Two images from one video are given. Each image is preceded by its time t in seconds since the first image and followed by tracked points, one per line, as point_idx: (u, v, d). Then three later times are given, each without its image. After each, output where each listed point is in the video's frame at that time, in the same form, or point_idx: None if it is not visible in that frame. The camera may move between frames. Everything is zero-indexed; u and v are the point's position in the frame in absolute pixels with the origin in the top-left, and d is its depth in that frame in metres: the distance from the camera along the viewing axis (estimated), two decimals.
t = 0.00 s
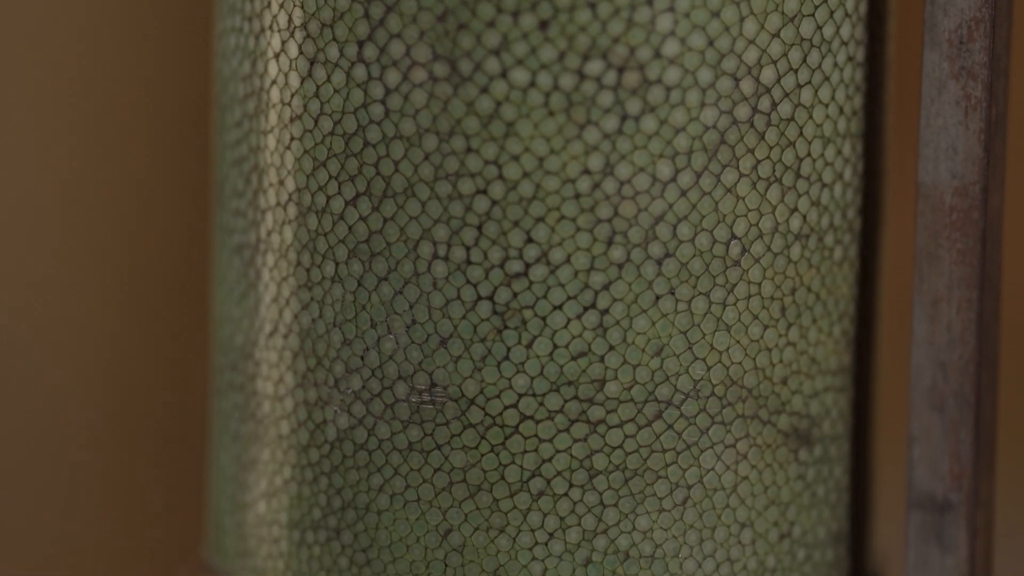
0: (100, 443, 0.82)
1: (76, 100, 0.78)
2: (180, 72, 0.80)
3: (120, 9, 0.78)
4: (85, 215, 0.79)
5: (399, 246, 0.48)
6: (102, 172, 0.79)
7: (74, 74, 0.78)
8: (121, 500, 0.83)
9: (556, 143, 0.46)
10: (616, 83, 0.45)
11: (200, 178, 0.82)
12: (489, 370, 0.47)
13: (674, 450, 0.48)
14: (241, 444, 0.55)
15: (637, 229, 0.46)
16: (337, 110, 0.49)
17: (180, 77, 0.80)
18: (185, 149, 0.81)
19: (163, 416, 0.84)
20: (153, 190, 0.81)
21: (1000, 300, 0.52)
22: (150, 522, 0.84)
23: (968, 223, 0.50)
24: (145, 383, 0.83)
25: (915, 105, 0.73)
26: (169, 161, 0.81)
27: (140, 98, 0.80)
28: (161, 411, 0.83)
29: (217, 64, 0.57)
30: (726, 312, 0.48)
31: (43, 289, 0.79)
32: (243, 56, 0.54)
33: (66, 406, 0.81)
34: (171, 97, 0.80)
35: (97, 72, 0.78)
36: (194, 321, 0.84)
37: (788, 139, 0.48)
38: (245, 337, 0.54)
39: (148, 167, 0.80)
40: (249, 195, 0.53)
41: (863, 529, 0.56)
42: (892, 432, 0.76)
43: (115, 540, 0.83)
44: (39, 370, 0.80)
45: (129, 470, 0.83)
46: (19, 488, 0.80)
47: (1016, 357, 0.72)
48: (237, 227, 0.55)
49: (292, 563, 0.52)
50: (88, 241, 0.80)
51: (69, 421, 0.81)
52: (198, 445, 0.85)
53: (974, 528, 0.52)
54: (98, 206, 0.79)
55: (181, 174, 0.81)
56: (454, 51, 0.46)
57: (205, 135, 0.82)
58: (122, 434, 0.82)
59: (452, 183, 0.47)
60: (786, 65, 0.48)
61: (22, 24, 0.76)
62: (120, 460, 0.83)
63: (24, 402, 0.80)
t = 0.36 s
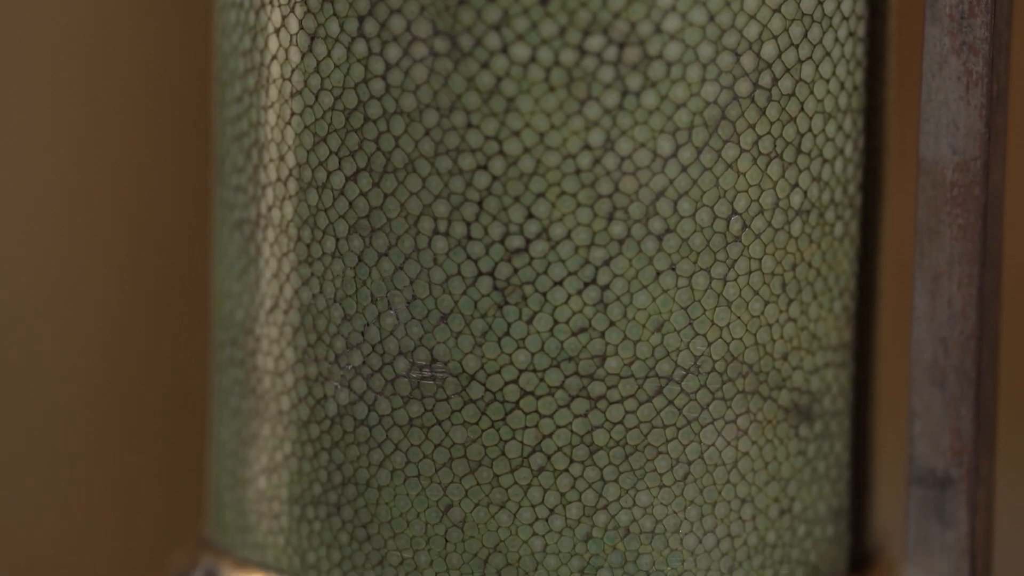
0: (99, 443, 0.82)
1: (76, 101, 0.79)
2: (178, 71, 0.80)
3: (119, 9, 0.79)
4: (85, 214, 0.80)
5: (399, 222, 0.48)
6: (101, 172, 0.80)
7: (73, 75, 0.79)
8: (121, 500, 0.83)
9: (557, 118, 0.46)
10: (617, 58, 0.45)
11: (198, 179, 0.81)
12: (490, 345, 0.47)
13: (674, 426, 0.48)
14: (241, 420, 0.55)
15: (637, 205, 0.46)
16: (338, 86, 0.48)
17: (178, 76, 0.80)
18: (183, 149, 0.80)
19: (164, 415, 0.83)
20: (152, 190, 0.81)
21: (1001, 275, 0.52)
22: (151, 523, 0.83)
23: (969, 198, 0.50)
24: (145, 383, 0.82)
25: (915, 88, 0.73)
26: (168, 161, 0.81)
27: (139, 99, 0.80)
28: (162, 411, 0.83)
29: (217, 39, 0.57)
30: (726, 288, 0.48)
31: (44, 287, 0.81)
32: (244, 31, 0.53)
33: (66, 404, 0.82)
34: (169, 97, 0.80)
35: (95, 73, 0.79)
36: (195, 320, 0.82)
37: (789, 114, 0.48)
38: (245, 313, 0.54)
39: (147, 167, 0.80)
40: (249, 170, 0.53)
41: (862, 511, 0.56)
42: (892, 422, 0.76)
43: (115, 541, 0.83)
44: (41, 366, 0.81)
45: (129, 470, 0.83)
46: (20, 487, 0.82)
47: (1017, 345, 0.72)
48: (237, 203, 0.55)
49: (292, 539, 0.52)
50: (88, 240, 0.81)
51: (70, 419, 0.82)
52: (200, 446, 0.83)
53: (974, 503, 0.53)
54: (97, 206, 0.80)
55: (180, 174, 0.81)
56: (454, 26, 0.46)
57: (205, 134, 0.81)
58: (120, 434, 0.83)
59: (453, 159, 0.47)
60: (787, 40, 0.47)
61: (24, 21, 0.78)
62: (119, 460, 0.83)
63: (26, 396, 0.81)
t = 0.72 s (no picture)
0: (99, 446, 0.82)
1: (75, 101, 0.80)
2: (177, 72, 0.80)
3: (117, 10, 0.79)
4: (85, 215, 0.80)
5: (399, 201, 0.48)
6: (100, 172, 0.80)
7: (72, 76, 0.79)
8: (122, 501, 0.83)
9: (558, 98, 0.46)
10: (618, 38, 0.45)
11: (196, 181, 0.81)
12: (490, 324, 0.48)
13: (675, 405, 0.48)
14: (241, 400, 0.54)
15: (637, 184, 0.46)
16: (338, 65, 0.48)
17: (177, 77, 0.80)
18: (182, 151, 0.80)
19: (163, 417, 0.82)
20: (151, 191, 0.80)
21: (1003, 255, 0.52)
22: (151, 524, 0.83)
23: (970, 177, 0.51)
24: (144, 386, 0.82)
25: (914, 78, 0.72)
26: (167, 163, 0.80)
27: (138, 99, 0.80)
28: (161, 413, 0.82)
29: (218, 18, 0.57)
30: (726, 268, 0.48)
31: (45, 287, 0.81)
32: (244, 10, 0.53)
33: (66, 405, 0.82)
34: (168, 97, 0.80)
35: (95, 73, 0.79)
36: (194, 320, 0.82)
37: (790, 93, 0.48)
38: (245, 292, 0.54)
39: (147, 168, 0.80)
40: (250, 149, 0.53)
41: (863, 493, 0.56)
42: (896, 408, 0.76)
43: (116, 542, 0.83)
44: (41, 365, 0.82)
45: (128, 472, 0.83)
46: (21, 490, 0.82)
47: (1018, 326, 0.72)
48: (237, 182, 0.55)
49: (292, 519, 0.52)
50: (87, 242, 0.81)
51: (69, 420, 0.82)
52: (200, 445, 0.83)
53: (976, 483, 0.53)
54: (96, 207, 0.80)
55: (178, 176, 0.81)
56: (455, 6, 0.46)
57: (205, 136, 0.80)
58: (119, 437, 0.82)
59: (454, 138, 0.47)
60: (788, 19, 0.47)
61: (25, 18, 0.78)
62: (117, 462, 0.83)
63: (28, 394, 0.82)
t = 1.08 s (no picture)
0: (99, 445, 0.82)
1: (73, 97, 0.80)
2: (173, 70, 0.80)
3: (112, 8, 0.79)
4: (83, 214, 0.81)
5: (399, 178, 0.48)
6: (98, 167, 0.80)
7: (70, 76, 0.80)
8: (123, 491, 0.82)
9: (558, 74, 0.46)
10: (619, 14, 0.45)
11: (194, 178, 0.81)
12: (491, 301, 0.47)
13: (676, 382, 0.48)
14: (241, 376, 0.55)
15: (638, 160, 0.46)
16: (339, 42, 0.48)
17: (173, 75, 0.80)
18: (180, 149, 0.81)
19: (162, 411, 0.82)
20: (148, 187, 0.81)
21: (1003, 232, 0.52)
22: (151, 519, 0.83)
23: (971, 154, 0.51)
24: (142, 382, 0.82)
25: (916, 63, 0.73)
26: (164, 160, 0.81)
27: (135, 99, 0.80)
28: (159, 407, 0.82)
29: None
30: (727, 245, 0.48)
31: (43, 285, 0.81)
32: None
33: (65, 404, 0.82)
34: (164, 96, 0.80)
35: (92, 69, 0.80)
36: (194, 312, 0.82)
37: (791, 70, 0.48)
38: (245, 269, 0.54)
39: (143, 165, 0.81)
40: (251, 126, 0.53)
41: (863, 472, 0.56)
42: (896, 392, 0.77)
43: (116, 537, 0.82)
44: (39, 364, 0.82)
45: (128, 467, 0.82)
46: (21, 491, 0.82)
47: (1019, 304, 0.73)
48: (238, 158, 0.55)
49: (292, 495, 0.52)
50: (84, 241, 0.81)
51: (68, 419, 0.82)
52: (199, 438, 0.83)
53: (976, 459, 0.53)
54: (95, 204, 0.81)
55: (175, 173, 0.81)
56: None
57: (203, 133, 0.81)
58: (117, 433, 0.82)
59: (454, 115, 0.47)
60: None
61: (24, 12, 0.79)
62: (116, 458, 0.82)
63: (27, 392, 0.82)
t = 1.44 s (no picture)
0: (101, 426, 0.82)
1: (70, 86, 0.80)
2: (173, 71, 0.81)
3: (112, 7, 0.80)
4: (79, 212, 0.81)
5: (400, 153, 0.48)
6: (96, 154, 0.80)
7: (66, 75, 0.80)
8: (128, 470, 0.83)
9: (559, 50, 0.46)
10: None
11: (193, 178, 0.82)
12: (491, 277, 0.48)
13: (677, 357, 0.48)
14: (242, 352, 0.55)
15: (639, 136, 0.46)
16: (339, 17, 0.48)
17: (173, 76, 0.81)
18: (178, 148, 0.81)
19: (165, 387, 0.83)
20: (145, 187, 0.81)
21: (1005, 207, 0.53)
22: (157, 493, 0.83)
23: (973, 128, 0.51)
24: (144, 362, 0.82)
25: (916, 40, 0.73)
26: (161, 159, 0.81)
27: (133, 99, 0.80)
28: (162, 383, 0.82)
29: None
30: (728, 220, 0.48)
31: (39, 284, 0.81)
32: None
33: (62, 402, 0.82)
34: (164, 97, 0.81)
35: (88, 58, 0.80)
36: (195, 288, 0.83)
37: (792, 45, 0.48)
38: (247, 245, 0.54)
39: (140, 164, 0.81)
40: (251, 102, 0.53)
41: (863, 448, 0.56)
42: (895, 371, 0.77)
43: (122, 513, 0.83)
44: (35, 363, 0.82)
45: (131, 444, 0.83)
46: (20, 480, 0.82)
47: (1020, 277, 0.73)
48: (239, 134, 0.54)
49: (293, 470, 0.52)
50: (80, 240, 0.81)
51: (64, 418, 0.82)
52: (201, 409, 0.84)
53: (976, 434, 0.53)
54: (90, 203, 0.81)
55: (173, 172, 0.81)
56: None
57: (204, 126, 0.81)
58: (120, 411, 0.82)
59: (455, 90, 0.47)
60: None
61: None
62: (119, 435, 0.83)
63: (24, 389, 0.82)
